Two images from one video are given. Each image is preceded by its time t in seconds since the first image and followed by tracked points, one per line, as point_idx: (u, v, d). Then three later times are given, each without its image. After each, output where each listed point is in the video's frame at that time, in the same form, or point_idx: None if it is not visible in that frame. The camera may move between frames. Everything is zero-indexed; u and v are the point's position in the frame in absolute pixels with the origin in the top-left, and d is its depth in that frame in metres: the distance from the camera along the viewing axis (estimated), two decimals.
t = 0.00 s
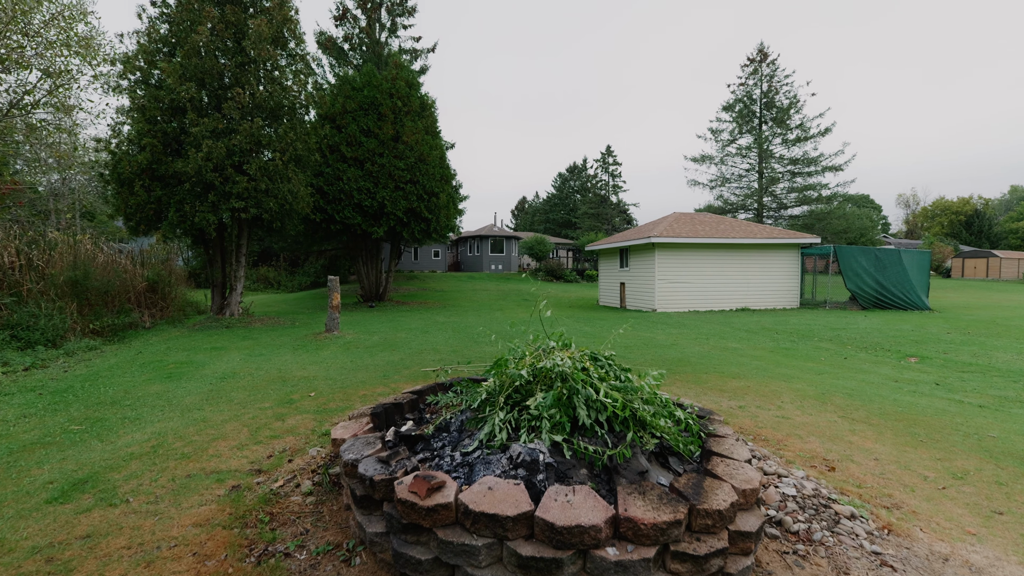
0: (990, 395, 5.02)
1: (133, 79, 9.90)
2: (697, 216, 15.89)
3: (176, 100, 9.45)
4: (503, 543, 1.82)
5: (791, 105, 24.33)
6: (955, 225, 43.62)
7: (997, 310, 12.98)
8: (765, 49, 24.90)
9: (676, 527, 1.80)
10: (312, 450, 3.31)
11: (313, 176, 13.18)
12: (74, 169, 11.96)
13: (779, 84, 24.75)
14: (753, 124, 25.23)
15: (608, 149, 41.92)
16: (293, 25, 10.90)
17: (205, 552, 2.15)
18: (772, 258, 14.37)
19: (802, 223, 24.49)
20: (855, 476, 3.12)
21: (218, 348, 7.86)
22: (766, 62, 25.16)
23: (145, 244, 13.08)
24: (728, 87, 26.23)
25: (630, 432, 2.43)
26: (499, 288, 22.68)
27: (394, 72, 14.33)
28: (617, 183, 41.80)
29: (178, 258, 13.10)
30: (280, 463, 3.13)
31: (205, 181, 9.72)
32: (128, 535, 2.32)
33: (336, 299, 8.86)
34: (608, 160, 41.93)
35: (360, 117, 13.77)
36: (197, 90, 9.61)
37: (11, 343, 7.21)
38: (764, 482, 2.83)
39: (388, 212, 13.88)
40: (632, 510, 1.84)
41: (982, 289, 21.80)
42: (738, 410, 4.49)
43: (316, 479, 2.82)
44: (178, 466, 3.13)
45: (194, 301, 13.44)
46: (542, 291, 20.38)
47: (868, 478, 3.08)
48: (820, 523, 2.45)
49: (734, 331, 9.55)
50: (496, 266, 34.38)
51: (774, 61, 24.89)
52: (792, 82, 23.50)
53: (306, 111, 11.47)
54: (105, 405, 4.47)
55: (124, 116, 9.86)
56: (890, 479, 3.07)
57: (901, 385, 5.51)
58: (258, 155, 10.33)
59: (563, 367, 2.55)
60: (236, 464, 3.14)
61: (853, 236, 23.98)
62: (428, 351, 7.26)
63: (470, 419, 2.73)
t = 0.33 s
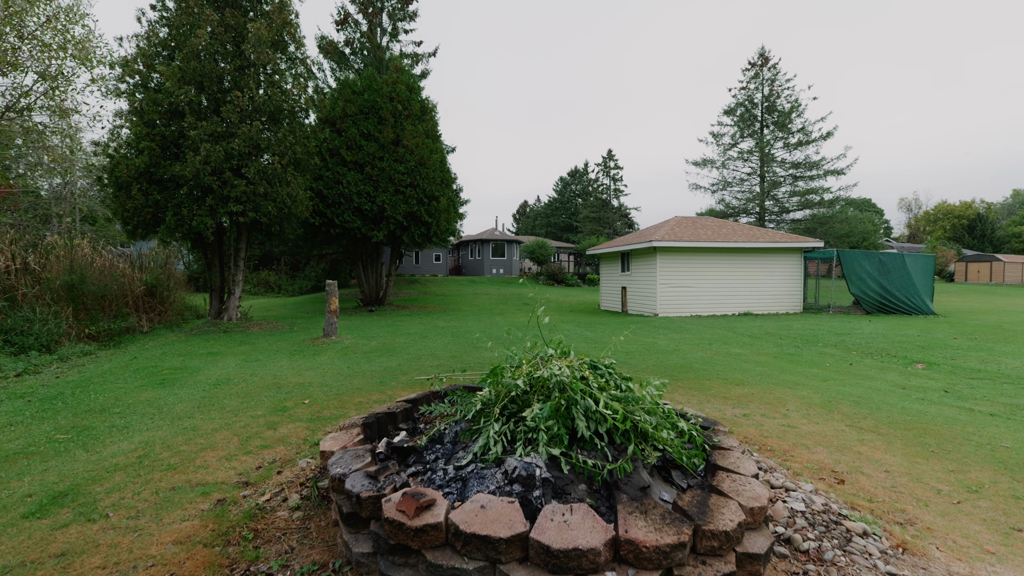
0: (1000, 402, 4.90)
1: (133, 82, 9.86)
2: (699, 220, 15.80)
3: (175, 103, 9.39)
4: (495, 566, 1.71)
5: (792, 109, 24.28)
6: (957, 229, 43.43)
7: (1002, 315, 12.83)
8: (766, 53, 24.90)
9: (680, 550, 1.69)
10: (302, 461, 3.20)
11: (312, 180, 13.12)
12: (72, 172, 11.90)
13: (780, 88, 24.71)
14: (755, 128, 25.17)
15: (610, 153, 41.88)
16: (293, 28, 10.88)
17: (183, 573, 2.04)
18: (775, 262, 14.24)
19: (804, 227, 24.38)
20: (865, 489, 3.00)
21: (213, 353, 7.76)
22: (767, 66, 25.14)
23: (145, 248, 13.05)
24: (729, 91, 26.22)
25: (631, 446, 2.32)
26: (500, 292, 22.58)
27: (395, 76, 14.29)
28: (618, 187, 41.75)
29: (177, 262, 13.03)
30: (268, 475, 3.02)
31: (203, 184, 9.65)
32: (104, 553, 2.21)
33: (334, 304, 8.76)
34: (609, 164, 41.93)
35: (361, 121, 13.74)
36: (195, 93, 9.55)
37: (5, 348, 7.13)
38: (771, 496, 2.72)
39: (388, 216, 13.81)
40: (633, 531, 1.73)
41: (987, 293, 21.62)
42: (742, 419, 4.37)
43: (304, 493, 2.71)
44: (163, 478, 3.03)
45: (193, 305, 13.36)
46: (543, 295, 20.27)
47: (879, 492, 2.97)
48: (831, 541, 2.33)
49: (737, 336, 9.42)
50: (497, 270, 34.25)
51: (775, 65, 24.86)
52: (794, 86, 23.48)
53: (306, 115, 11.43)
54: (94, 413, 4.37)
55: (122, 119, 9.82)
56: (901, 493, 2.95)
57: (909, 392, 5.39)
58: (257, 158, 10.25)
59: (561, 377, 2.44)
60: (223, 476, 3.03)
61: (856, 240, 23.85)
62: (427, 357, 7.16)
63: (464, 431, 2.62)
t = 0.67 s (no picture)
0: (1012, 410, 4.77)
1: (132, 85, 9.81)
2: (701, 223, 15.69)
3: (173, 106, 9.34)
4: None
5: (794, 112, 24.21)
6: (961, 233, 43.25)
7: (1009, 319, 12.67)
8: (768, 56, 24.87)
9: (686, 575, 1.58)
10: (292, 471, 3.09)
11: (312, 183, 13.08)
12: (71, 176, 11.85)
13: (782, 92, 24.66)
14: (757, 131, 25.09)
15: (611, 157, 41.84)
16: (293, 32, 10.86)
17: None
18: (778, 265, 14.12)
19: (807, 231, 24.26)
20: (878, 502, 2.88)
21: (210, 358, 7.66)
22: (768, 69, 25.10)
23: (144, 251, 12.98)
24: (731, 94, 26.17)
25: (632, 459, 2.21)
26: (501, 296, 22.47)
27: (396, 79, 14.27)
28: (620, 190, 41.69)
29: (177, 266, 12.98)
30: (257, 486, 2.91)
31: (201, 187, 9.59)
32: (79, 570, 2.10)
33: (333, 308, 8.68)
34: (611, 168, 41.90)
35: (361, 124, 13.71)
36: (194, 96, 9.49)
37: None
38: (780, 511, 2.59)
39: (388, 220, 13.75)
40: (636, 553, 1.62)
41: (992, 297, 21.46)
42: (748, 427, 4.25)
43: (292, 506, 2.60)
44: (149, 488, 2.92)
45: (192, 308, 13.28)
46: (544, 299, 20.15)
47: (893, 506, 2.84)
48: (845, 560, 2.21)
49: (740, 341, 9.29)
50: (498, 274, 34.13)
51: (777, 68, 24.80)
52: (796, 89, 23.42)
53: (305, 118, 11.40)
54: (84, 420, 4.27)
55: (121, 123, 9.76)
56: (916, 506, 2.83)
57: (918, 399, 5.26)
58: (256, 161, 10.22)
59: (559, 386, 2.34)
60: (210, 487, 2.93)
61: (859, 244, 23.70)
62: (425, 362, 7.06)
63: (459, 441, 2.52)
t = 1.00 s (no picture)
0: None
1: (131, 88, 9.75)
2: (703, 226, 15.58)
3: (172, 108, 9.28)
4: None
5: (796, 115, 24.13)
6: (964, 236, 42.99)
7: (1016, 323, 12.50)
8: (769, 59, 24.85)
9: None
10: (282, 481, 2.98)
11: (312, 186, 13.02)
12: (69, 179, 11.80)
13: (783, 94, 24.59)
14: (759, 134, 25.01)
15: (613, 160, 41.78)
16: (293, 34, 10.83)
17: None
18: (781, 268, 14.00)
19: (810, 234, 24.12)
20: (893, 514, 2.75)
21: (206, 362, 7.56)
22: (770, 72, 25.06)
23: (144, 254, 12.92)
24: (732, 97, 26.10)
25: (636, 470, 2.10)
26: (502, 300, 22.36)
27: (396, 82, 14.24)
28: (621, 194, 41.63)
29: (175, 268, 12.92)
30: (245, 497, 2.80)
31: (199, 190, 9.52)
32: None
33: (331, 311, 8.57)
34: (612, 171, 41.86)
35: (361, 127, 13.65)
36: (192, 98, 9.43)
37: None
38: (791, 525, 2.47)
39: (388, 223, 13.66)
40: None
41: (997, 300, 21.26)
42: (754, 434, 4.13)
43: (280, 519, 2.48)
44: (132, 499, 2.81)
45: (191, 312, 13.21)
46: (545, 303, 20.02)
47: (908, 518, 2.71)
48: None
49: (744, 345, 9.16)
50: (499, 277, 34.03)
51: (779, 71, 24.75)
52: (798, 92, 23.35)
53: (305, 120, 11.36)
54: (72, 426, 4.17)
55: (119, 125, 9.71)
56: (933, 520, 2.70)
57: (928, 405, 5.13)
58: (255, 164, 10.15)
59: (559, 393, 2.23)
60: (196, 498, 2.82)
61: (862, 247, 23.55)
62: (424, 366, 6.95)
63: (454, 451, 2.41)
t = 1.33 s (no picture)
0: None
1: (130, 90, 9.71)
2: (705, 228, 15.46)
3: (171, 110, 9.23)
4: None
5: (799, 118, 24.03)
6: (967, 239, 42.81)
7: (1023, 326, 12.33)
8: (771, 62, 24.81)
9: None
10: (271, 492, 2.86)
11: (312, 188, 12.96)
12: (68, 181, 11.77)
13: (786, 97, 24.51)
14: (761, 137, 24.93)
15: (614, 163, 41.70)
16: (293, 36, 10.80)
17: None
18: (785, 271, 13.86)
19: (813, 237, 23.98)
20: (910, 529, 2.62)
21: (202, 366, 7.46)
22: (772, 75, 24.99)
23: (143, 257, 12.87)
24: (734, 100, 26.03)
25: (642, 483, 1.99)
26: (503, 303, 22.25)
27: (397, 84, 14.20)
28: (623, 197, 41.55)
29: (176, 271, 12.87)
30: (233, 508, 2.69)
31: (197, 192, 9.45)
32: None
33: (330, 314, 8.46)
34: (613, 174, 41.80)
35: (362, 129, 13.61)
36: (191, 99, 9.37)
37: None
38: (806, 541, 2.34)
39: (388, 225, 13.57)
40: None
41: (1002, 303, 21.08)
42: (761, 441, 4.00)
43: (267, 532, 2.37)
44: (117, 510, 2.70)
45: (190, 315, 13.14)
46: (546, 306, 19.91)
47: (927, 533, 2.58)
48: None
49: (748, 349, 9.02)
50: (501, 280, 33.92)
51: (780, 74, 24.70)
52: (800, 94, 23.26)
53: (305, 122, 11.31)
54: (61, 433, 4.07)
55: (117, 127, 9.65)
56: (953, 534, 2.57)
57: (939, 411, 5.00)
58: (255, 166, 10.09)
59: (560, 402, 2.12)
60: (183, 509, 2.71)
61: (865, 249, 23.37)
62: (423, 370, 6.84)
63: (449, 462, 2.30)
